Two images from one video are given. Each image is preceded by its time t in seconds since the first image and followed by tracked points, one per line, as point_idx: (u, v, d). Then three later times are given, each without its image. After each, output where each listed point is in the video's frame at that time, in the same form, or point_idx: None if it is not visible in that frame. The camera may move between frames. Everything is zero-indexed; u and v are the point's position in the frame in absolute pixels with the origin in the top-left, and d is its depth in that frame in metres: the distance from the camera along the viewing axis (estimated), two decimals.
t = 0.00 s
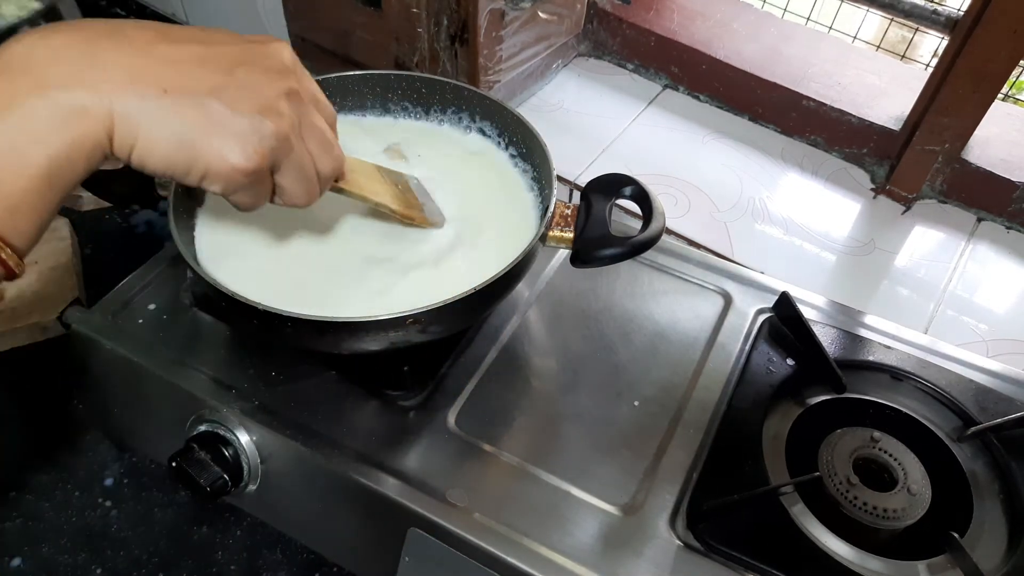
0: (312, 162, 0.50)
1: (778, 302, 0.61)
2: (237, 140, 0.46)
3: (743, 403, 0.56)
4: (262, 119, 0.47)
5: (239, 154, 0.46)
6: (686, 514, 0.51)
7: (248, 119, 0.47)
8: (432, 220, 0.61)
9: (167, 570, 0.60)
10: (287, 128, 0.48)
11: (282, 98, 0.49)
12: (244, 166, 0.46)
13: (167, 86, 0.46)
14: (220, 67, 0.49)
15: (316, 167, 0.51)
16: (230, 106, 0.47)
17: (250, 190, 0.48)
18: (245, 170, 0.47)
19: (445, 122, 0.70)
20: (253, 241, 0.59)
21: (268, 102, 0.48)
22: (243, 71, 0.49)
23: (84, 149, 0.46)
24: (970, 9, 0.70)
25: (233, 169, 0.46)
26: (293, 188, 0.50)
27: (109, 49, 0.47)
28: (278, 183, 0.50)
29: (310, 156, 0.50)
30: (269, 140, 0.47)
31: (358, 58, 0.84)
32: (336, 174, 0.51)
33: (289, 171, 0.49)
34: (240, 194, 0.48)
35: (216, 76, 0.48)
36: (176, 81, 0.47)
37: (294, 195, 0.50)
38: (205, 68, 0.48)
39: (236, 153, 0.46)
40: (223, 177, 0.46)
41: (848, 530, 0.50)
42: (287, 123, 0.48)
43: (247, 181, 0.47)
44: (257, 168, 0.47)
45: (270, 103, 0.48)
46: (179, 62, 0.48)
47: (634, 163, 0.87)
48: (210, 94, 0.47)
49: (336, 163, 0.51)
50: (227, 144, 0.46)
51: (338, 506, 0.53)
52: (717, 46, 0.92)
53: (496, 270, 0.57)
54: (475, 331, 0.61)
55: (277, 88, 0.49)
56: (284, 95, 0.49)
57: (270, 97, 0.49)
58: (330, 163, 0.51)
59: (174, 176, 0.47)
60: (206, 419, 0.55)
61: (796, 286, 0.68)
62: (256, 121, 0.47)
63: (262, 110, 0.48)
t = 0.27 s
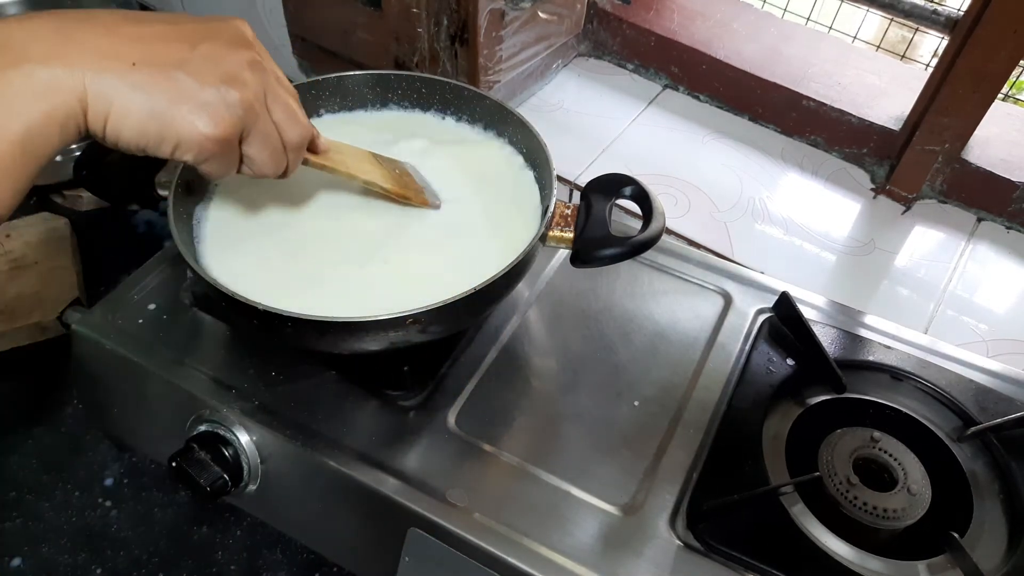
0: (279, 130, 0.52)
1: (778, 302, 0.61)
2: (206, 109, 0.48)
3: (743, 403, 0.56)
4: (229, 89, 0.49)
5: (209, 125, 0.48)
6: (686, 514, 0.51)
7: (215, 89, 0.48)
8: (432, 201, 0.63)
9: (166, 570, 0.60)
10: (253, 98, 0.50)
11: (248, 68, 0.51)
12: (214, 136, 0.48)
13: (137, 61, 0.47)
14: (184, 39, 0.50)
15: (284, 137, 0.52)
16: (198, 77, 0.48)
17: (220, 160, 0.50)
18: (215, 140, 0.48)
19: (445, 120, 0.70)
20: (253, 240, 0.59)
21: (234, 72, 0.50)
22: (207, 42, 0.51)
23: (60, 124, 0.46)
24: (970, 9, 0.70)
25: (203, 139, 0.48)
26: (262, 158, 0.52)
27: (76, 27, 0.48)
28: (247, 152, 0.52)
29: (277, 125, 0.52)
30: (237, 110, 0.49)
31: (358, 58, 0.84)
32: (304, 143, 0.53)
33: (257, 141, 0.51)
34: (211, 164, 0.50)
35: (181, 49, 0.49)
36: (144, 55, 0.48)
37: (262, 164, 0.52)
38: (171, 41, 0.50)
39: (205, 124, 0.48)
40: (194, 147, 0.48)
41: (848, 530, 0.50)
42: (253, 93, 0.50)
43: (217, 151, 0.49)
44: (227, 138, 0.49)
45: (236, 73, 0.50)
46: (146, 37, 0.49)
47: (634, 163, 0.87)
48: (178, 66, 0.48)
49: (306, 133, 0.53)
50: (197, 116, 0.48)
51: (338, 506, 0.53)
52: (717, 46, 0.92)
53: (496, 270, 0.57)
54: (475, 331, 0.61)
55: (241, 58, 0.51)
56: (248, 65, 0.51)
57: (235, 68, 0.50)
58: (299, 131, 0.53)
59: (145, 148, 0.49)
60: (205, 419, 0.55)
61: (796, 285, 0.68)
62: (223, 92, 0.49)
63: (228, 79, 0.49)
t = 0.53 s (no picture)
0: (280, 108, 0.53)
1: (778, 302, 0.61)
2: (215, 86, 0.48)
3: (743, 403, 0.56)
4: (232, 66, 0.50)
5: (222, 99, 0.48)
6: (686, 514, 0.51)
7: (217, 66, 0.49)
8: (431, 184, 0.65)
9: (167, 570, 0.60)
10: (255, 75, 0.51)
11: (240, 51, 0.52)
12: (228, 110, 0.48)
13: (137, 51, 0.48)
14: (174, 32, 0.51)
15: (285, 116, 0.53)
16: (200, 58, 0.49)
17: (234, 138, 0.50)
18: (230, 114, 0.48)
19: (446, 121, 0.70)
20: (252, 239, 0.59)
21: (229, 53, 0.51)
22: (196, 32, 0.52)
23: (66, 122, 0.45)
24: (970, 9, 0.70)
25: (219, 115, 0.48)
26: (271, 137, 0.52)
27: (69, 35, 0.48)
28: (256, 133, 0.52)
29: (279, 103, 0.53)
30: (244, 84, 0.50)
31: (358, 58, 0.84)
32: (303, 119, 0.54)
33: (265, 117, 0.51)
34: (225, 143, 0.50)
35: (175, 39, 0.50)
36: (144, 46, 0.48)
37: (272, 143, 0.53)
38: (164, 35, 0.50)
39: (219, 99, 0.48)
40: (211, 125, 0.48)
41: (848, 530, 0.50)
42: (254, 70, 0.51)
43: (231, 127, 0.49)
44: (240, 112, 0.49)
45: (232, 53, 0.51)
46: (138, 34, 0.50)
47: (633, 163, 0.87)
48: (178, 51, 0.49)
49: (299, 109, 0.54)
50: (209, 92, 0.48)
51: (338, 506, 0.53)
52: (717, 46, 0.92)
53: (495, 271, 0.57)
54: (474, 331, 0.61)
55: (233, 41, 0.53)
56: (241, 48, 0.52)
57: (231, 51, 0.51)
58: (297, 108, 0.54)
59: (159, 138, 0.48)
60: (206, 419, 0.55)
61: (796, 285, 0.68)
62: (227, 70, 0.49)
63: (228, 58, 0.50)
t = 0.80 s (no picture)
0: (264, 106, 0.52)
1: (778, 302, 0.61)
2: (201, 81, 0.47)
3: (743, 402, 0.56)
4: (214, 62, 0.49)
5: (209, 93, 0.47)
6: (686, 515, 0.51)
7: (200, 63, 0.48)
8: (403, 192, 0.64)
9: (167, 570, 0.60)
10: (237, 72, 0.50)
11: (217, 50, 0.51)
12: (214, 103, 0.47)
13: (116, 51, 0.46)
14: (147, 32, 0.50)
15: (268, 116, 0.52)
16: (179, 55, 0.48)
17: (222, 136, 0.48)
18: (218, 108, 0.47)
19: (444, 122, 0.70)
20: (250, 241, 0.59)
21: (208, 50, 0.50)
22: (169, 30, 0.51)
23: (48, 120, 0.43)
24: (970, 9, 0.70)
25: (207, 110, 0.46)
26: (257, 135, 0.51)
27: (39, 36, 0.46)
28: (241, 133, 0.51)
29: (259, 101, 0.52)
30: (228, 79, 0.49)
31: (358, 58, 0.84)
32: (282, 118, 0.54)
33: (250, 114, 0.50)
34: (213, 142, 0.48)
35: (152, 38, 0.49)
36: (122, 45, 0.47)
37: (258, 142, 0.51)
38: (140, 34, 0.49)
39: (205, 93, 0.46)
40: (199, 121, 0.46)
41: (848, 530, 0.50)
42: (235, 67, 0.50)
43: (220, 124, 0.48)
44: (227, 107, 0.48)
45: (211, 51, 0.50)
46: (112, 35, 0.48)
47: (633, 163, 0.87)
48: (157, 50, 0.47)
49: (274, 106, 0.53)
50: (194, 86, 0.46)
51: (337, 506, 0.53)
52: (717, 46, 0.92)
53: (494, 271, 0.57)
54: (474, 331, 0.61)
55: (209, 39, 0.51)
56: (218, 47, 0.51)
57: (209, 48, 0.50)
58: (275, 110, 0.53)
59: (144, 137, 0.46)
60: (206, 419, 0.54)
61: (796, 285, 0.68)
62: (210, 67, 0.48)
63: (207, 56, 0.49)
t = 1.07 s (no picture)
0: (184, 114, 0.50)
1: (778, 302, 0.61)
2: (116, 82, 0.45)
3: (743, 402, 0.56)
4: (135, 64, 0.47)
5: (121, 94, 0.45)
6: (686, 515, 0.51)
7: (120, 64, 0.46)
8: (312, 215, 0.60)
9: (167, 570, 0.60)
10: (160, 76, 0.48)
11: (140, 50, 0.49)
12: (125, 110, 0.45)
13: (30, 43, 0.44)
14: (69, 22, 0.48)
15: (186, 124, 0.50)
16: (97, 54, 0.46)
17: (132, 143, 0.46)
18: (131, 112, 0.45)
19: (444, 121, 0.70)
20: (251, 241, 0.59)
21: (133, 52, 0.49)
22: (94, 24, 0.49)
23: None
24: (970, 9, 0.70)
25: (118, 113, 0.44)
26: (170, 145, 0.49)
27: None
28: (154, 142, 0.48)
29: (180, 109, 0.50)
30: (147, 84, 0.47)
31: (358, 58, 0.84)
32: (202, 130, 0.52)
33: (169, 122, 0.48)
34: (118, 148, 0.46)
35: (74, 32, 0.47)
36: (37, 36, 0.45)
37: (172, 155, 0.49)
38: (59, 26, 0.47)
39: (118, 97, 0.45)
40: (107, 125, 0.44)
41: (848, 530, 0.50)
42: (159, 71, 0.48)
43: (132, 130, 0.46)
44: (141, 114, 0.46)
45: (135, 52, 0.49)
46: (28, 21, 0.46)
47: (633, 163, 0.87)
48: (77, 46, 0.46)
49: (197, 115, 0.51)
50: (106, 88, 0.44)
51: (337, 505, 0.53)
52: (717, 46, 0.92)
53: (494, 271, 0.57)
54: (475, 331, 0.61)
55: (136, 39, 0.50)
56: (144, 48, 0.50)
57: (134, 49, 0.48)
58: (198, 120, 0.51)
59: (44, 136, 0.44)
60: (206, 419, 0.55)
61: (796, 285, 0.68)
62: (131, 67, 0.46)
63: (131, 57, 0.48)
